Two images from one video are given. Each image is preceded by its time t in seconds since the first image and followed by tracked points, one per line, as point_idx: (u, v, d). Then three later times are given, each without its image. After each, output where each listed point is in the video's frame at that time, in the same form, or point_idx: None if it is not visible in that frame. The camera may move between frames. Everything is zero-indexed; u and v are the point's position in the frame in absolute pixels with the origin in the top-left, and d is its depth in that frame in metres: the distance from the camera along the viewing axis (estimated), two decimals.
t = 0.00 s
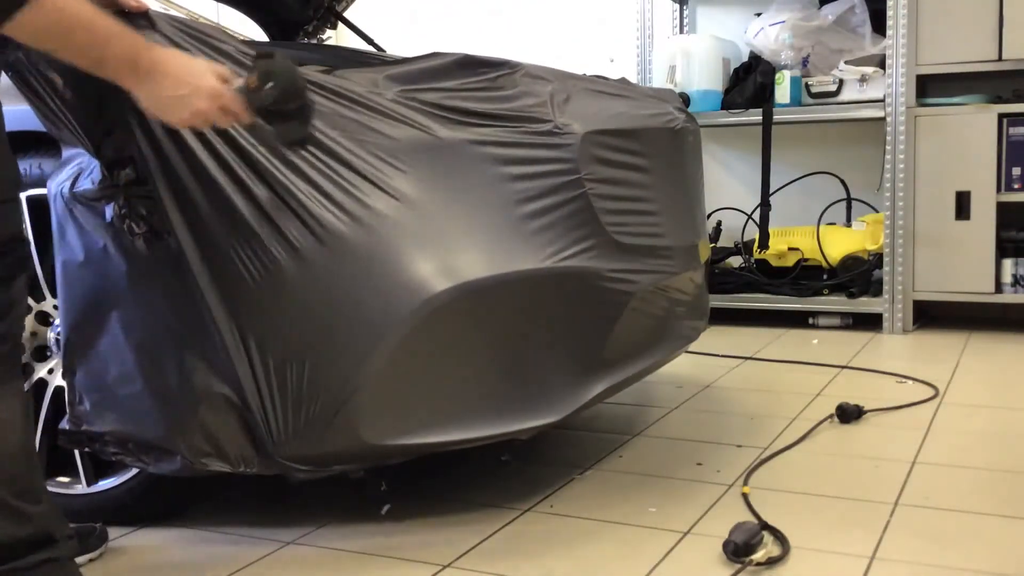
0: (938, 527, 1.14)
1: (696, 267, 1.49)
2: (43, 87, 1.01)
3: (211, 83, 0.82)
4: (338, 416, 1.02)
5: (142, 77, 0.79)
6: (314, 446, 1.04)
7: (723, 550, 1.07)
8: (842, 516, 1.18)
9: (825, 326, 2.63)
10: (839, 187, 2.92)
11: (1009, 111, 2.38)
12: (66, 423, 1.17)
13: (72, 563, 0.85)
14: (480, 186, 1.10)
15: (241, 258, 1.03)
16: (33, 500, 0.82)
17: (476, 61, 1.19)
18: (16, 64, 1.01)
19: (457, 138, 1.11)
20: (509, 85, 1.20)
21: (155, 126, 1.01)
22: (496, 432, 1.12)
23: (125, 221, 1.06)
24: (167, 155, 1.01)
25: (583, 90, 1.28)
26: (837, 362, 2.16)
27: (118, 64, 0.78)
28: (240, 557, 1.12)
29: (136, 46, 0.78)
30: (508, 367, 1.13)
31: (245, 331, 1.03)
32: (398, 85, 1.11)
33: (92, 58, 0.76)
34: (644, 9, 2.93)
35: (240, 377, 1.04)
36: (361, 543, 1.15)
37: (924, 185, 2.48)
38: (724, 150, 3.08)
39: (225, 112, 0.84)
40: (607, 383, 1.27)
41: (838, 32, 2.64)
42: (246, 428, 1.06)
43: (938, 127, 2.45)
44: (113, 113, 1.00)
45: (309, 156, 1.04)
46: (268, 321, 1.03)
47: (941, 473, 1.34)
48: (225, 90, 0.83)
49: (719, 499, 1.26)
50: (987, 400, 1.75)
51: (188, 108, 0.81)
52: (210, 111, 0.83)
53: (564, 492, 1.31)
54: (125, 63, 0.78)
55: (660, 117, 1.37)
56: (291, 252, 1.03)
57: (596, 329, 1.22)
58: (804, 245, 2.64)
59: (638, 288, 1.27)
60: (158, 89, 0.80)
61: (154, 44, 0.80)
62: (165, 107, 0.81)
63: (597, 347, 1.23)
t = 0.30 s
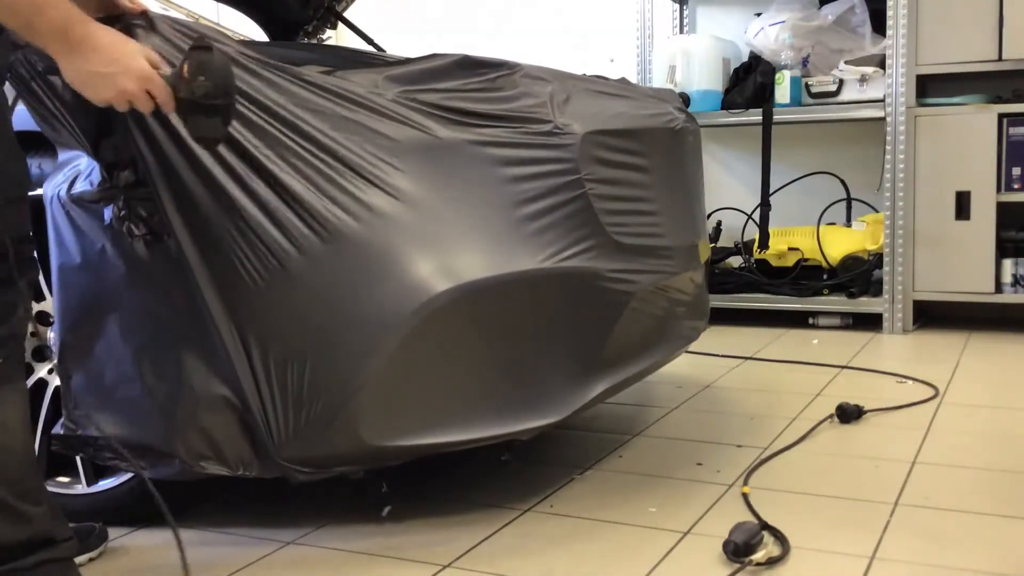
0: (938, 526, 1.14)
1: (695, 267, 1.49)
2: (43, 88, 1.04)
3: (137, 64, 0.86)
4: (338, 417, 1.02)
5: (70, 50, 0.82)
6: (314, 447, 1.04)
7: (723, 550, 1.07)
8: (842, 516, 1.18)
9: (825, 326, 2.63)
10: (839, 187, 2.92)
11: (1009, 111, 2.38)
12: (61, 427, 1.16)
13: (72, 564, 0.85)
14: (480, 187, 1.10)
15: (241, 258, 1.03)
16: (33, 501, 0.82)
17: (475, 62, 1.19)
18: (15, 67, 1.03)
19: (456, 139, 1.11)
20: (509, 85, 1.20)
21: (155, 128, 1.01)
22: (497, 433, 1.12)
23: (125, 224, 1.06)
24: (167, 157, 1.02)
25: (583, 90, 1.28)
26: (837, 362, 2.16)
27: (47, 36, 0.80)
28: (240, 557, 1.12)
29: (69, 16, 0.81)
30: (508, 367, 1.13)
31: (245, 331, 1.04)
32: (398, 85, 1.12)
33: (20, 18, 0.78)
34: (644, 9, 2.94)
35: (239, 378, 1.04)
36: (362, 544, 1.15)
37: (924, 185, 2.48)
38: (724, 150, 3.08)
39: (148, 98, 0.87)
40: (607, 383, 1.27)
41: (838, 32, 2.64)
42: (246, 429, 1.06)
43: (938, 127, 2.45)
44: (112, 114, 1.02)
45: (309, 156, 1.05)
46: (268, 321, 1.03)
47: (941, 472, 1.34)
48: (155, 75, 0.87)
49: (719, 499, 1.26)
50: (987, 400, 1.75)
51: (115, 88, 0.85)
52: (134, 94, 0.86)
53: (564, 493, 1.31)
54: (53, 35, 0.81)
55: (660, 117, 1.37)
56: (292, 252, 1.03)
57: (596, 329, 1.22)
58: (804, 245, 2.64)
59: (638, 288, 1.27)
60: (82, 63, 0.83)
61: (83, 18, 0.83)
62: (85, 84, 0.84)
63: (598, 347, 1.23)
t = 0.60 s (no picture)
0: (937, 526, 1.14)
1: (695, 267, 1.49)
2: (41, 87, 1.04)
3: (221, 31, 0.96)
4: (338, 419, 1.03)
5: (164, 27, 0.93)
6: (314, 448, 1.04)
7: (723, 551, 1.07)
8: (842, 516, 1.18)
9: (825, 326, 2.63)
10: (839, 187, 2.92)
11: (1009, 111, 2.38)
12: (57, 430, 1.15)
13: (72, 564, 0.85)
14: (480, 187, 1.10)
15: (242, 257, 1.03)
16: (36, 502, 0.82)
17: (475, 61, 1.19)
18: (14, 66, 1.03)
19: (456, 138, 1.11)
20: (509, 85, 1.20)
21: (156, 129, 1.02)
22: (497, 433, 1.12)
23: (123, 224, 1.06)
24: (168, 157, 1.02)
25: (582, 90, 1.28)
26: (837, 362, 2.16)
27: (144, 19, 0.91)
28: (241, 557, 1.12)
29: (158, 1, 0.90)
30: (509, 368, 1.13)
31: (245, 331, 1.04)
32: (397, 85, 1.12)
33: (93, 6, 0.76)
34: (644, 9, 2.94)
35: (241, 379, 1.04)
36: (362, 544, 1.15)
37: (924, 185, 2.48)
38: (724, 150, 3.08)
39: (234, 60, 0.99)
40: (608, 383, 1.27)
41: (838, 32, 2.64)
42: (245, 430, 1.06)
43: (938, 127, 2.45)
44: (113, 115, 1.03)
45: (307, 156, 1.05)
46: (267, 321, 1.03)
47: (941, 472, 1.34)
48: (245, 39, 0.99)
49: (720, 499, 1.26)
50: (987, 400, 1.75)
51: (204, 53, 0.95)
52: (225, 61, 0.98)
53: (564, 493, 1.31)
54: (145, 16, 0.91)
55: (660, 117, 1.37)
56: (290, 252, 1.03)
57: (597, 330, 1.22)
58: (804, 245, 2.64)
59: (638, 288, 1.27)
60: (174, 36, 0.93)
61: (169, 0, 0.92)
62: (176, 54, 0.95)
63: (598, 347, 1.23)
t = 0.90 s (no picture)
0: (937, 526, 1.14)
1: (696, 267, 1.49)
2: (42, 87, 1.05)
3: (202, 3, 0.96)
4: (339, 420, 1.03)
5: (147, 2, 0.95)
6: (315, 449, 1.04)
7: (723, 551, 1.07)
8: (842, 516, 1.18)
9: (825, 326, 2.63)
10: (839, 187, 2.92)
11: (1009, 111, 2.38)
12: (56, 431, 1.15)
13: (70, 564, 0.85)
14: (481, 187, 1.10)
15: (242, 257, 1.03)
16: (31, 503, 0.82)
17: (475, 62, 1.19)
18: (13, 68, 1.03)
19: (457, 138, 1.11)
20: (509, 85, 1.20)
21: (158, 130, 1.02)
22: (497, 433, 1.12)
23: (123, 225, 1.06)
24: (170, 157, 1.02)
25: (582, 90, 1.28)
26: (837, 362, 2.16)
27: None
28: (240, 557, 1.12)
29: None
30: (509, 368, 1.13)
31: (245, 331, 1.04)
32: (397, 84, 1.12)
33: None
34: (644, 9, 2.94)
35: (241, 379, 1.04)
36: (362, 544, 1.15)
37: (924, 185, 2.48)
38: (724, 150, 3.08)
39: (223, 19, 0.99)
40: (608, 383, 1.27)
41: (838, 32, 2.64)
42: (246, 431, 1.06)
43: (938, 127, 2.45)
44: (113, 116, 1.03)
45: (309, 156, 1.05)
46: (268, 321, 1.03)
47: (941, 472, 1.34)
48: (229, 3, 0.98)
49: (720, 499, 1.26)
50: (987, 400, 1.75)
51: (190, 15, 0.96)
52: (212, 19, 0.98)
53: (564, 493, 1.31)
54: None
55: (660, 117, 1.37)
56: (290, 251, 1.03)
57: (597, 330, 1.22)
58: (804, 245, 2.64)
59: (638, 288, 1.26)
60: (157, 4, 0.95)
61: None
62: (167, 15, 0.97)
63: (598, 347, 1.23)
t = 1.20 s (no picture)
0: (937, 526, 1.14)
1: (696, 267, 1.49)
2: (39, 91, 1.02)
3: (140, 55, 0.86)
4: (339, 420, 1.03)
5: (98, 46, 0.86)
6: (315, 450, 1.04)
7: (723, 551, 1.07)
8: (841, 516, 1.18)
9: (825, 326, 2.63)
10: (839, 187, 2.92)
11: (1009, 111, 2.39)
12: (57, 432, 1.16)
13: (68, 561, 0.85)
14: (481, 188, 1.10)
15: (243, 257, 1.03)
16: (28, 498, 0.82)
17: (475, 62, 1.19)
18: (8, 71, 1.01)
19: (457, 139, 1.11)
20: (509, 85, 1.20)
21: (159, 132, 1.02)
22: (497, 433, 1.12)
23: (121, 226, 1.06)
24: (171, 158, 1.02)
25: (582, 91, 1.28)
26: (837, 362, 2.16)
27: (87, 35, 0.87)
28: (240, 557, 1.12)
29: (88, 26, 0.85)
30: (510, 369, 1.13)
31: (246, 331, 1.04)
32: (397, 85, 1.12)
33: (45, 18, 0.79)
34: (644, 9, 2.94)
35: (241, 380, 1.05)
36: (362, 544, 1.15)
37: (924, 185, 2.48)
38: (724, 150, 3.08)
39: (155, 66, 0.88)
40: (608, 383, 1.27)
41: (838, 32, 2.64)
42: (246, 432, 1.07)
43: (938, 127, 2.45)
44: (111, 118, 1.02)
45: (309, 157, 1.05)
46: (268, 321, 1.03)
47: (940, 472, 1.34)
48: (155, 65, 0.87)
49: (719, 499, 1.26)
50: (987, 400, 1.75)
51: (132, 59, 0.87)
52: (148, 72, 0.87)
53: (564, 493, 1.31)
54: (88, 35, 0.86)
55: (660, 117, 1.37)
56: (290, 252, 1.03)
57: (597, 330, 1.22)
58: (804, 245, 2.65)
59: (638, 288, 1.27)
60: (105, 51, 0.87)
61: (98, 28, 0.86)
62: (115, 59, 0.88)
63: (598, 348, 1.23)
